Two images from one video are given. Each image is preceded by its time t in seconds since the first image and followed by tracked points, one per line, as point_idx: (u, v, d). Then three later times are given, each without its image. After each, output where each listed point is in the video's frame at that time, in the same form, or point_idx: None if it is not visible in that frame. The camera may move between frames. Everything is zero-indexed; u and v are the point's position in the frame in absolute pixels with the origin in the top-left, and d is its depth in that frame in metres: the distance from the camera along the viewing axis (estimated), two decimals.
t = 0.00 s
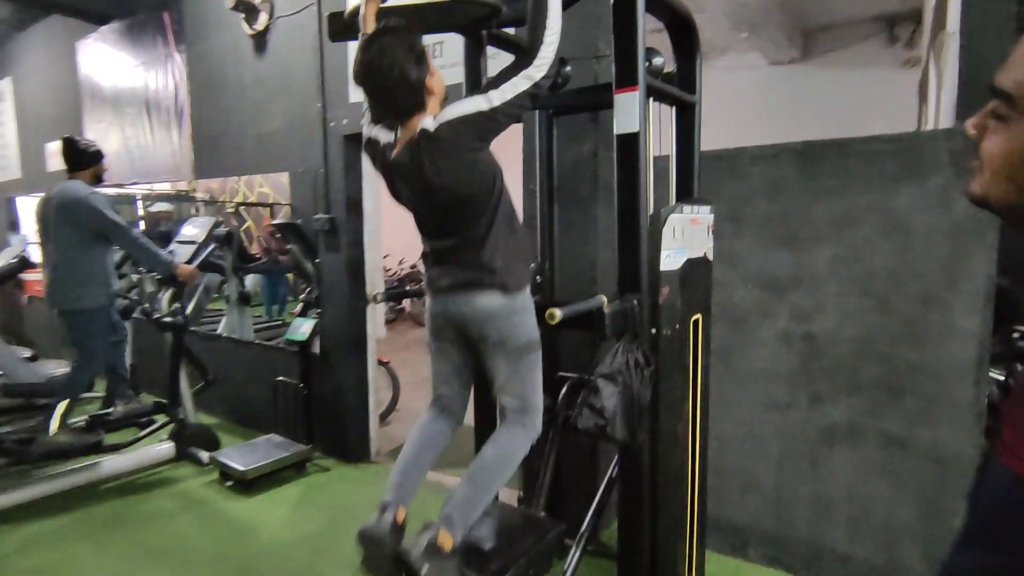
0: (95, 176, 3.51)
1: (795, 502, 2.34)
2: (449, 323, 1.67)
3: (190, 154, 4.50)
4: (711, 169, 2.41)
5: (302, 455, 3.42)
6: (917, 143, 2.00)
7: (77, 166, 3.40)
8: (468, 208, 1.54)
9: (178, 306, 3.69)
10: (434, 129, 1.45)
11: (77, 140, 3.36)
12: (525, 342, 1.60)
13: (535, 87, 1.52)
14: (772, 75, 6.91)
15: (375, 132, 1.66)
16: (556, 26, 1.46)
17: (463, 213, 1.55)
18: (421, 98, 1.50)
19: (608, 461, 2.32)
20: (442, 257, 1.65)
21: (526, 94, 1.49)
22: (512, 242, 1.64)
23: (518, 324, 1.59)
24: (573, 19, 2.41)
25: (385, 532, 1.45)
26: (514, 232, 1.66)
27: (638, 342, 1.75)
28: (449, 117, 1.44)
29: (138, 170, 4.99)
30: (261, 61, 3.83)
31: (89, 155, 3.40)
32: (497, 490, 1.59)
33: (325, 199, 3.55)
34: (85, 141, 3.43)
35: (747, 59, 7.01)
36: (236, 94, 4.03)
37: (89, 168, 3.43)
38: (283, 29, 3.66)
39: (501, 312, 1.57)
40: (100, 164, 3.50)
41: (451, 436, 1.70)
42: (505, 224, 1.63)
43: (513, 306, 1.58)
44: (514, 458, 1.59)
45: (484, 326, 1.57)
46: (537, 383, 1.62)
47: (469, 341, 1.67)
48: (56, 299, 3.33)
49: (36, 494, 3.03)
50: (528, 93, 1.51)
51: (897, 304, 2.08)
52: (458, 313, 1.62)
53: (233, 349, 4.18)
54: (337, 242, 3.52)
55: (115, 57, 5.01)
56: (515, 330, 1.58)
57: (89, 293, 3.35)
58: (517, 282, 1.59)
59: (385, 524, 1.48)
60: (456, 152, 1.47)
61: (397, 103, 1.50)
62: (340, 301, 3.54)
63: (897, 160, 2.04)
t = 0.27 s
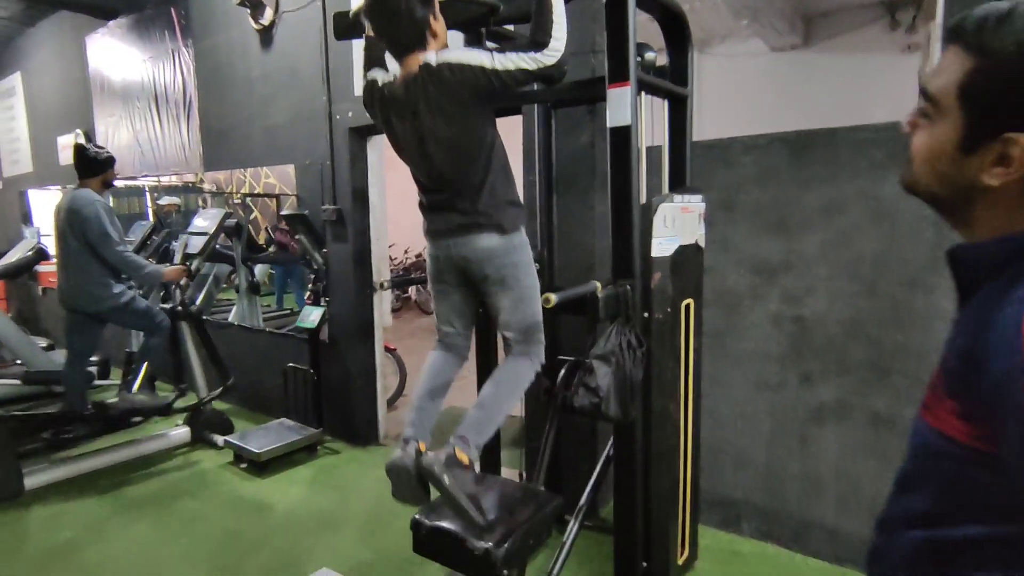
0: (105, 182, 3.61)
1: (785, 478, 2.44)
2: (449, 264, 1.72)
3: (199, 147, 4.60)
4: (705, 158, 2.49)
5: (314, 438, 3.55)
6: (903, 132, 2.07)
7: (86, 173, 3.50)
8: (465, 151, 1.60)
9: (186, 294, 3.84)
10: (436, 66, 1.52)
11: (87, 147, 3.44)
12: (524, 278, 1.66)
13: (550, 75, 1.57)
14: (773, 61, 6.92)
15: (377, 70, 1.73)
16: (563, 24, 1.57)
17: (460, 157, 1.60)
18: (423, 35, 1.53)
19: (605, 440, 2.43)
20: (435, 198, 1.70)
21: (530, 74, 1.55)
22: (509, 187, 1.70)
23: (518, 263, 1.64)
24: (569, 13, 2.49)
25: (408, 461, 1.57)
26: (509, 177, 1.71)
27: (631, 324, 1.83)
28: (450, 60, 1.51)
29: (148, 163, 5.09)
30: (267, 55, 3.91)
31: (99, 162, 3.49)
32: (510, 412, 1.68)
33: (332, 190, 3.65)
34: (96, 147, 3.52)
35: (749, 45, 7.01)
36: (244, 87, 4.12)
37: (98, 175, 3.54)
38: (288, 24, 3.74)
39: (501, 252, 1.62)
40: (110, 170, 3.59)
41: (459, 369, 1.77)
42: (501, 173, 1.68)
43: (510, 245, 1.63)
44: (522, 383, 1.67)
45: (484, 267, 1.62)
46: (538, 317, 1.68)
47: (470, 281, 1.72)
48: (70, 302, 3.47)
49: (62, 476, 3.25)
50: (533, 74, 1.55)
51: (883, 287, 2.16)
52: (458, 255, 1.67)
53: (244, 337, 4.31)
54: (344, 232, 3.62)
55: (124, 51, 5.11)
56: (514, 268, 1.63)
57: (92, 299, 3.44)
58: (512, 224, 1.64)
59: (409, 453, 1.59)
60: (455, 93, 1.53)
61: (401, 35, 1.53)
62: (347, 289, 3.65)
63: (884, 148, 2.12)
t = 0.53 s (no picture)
0: (118, 169, 3.66)
1: (785, 469, 2.49)
2: (451, 227, 1.78)
3: (205, 145, 4.65)
4: (705, 155, 2.53)
5: (323, 432, 3.61)
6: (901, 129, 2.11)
7: (100, 159, 3.55)
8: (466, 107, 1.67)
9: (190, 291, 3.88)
10: (446, 13, 1.61)
11: (100, 134, 3.50)
12: (524, 236, 1.72)
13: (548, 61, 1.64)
14: (776, 55, 6.93)
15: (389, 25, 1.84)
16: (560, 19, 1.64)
17: (460, 113, 1.67)
18: None
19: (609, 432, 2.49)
20: (434, 154, 1.76)
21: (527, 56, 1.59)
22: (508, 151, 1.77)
23: (517, 223, 1.71)
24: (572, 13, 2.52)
25: (413, 418, 1.60)
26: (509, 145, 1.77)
27: (634, 319, 1.89)
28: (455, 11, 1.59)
29: (154, 161, 5.15)
30: (272, 54, 3.95)
31: (112, 148, 3.55)
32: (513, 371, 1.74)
33: (338, 188, 3.69)
34: (109, 135, 3.57)
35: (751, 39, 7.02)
36: (249, 87, 4.16)
37: (112, 160, 3.59)
38: (293, 23, 3.78)
39: (501, 210, 1.69)
40: (122, 157, 3.65)
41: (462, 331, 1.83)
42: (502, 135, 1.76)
43: (510, 203, 1.70)
44: (527, 343, 1.72)
45: (484, 226, 1.69)
46: (538, 275, 1.74)
47: (470, 243, 1.78)
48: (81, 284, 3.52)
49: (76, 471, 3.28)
50: (529, 61, 1.60)
51: (881, 281, 2.20)
52: (459, 215, 1.73)
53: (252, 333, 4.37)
54: (350, 229, 3.67)
55: (130, 51, 5.15)
56: (514, 228, 1.70)
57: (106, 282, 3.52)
58: (512, 182, 1.71)
59: (412, 409, 1.62)
60: (461, 44, 1.61)
61: None
62: (353, 286, 3.70)
63: (882, 145, 2.15)
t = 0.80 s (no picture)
0: (132, 179, 3.68)
1: (795, 466, 2.50)
2: (456, 206, 1.79)
3: (211, 145, 4.67)
4: (713, 153, 2.53)
5: (332, 431, 3.63)
6: (909, 127, 2.12)
7: (113, 170, 3.57)
8: (474, 86, 1.68)
9: (209, 293, 3.89)
10: None
11: (112, 146, 3.51)
12: (527, 217, 1.73)
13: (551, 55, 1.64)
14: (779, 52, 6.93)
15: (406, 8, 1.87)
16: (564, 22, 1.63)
17: (468, 92, 1.68)
18: None
19: (618, 430, 2.51)
20: (441, 132, 1.76)
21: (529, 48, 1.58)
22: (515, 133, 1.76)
23: (521, 203, 1.72)
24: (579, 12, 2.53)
25: (409, 398, 1.61)
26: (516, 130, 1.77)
27: (644, 317, 1.89)
28: None
29: (160, 162, 5.16)
30: (278, 55, 3.96)
31: (125, 159, 3.57)
32: (513, 352, 1.73)
33: (345, 188, 3.71)
34: (121, 145, 3.59)
35: (754, 36, 7.02)
36: (255, 87, 4.18)
37: (126, 172, 3.61)
38: (299, 24, 3.79)
39: (506, 188, 1.70)
40: (135, 168, 3.66)
41: (464, 316, 1.83)
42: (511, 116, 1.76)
43: (514, 181, 1.71)
44: (527, 325, 1.72)
45: (487, 204, 1.69)
46: (541, 257, 1.74)
47: (475, 223, 1.80)
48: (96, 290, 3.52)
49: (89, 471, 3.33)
50: (528, 53, 1.59)
51: (890, 278, 2.21)
52: (464, 193, 1.74)
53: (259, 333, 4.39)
54: (357, 229, 3.69)
55: (135, 52, 5.17)
56: (517, 208, 1.71)
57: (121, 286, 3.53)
58: (518, 161, 1.72)
59: (410, 389, 1.64)
60: (474, 23, 1.62)
61: None
62: (361, 285, 3.72)
63: (890, 142, 2.16)
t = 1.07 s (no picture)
0: (136, 178, 3.69)
1: (804, 462, 2.51)
2: (465, 222, 1.79)
3: (217, 146, 4.69)
4: (720, 151, 2.54)
5: (340, 429, 3.65)
6: (917, 122, 2.12)
7: (119, 169, 3.58)
8: (487, 103, 1.68)
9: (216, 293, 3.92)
10: (477, 13, 1.63)
11: (120, 145, 3.53)
12: (534, 238, 1.72)
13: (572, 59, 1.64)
14: (782, 49, 6.93)
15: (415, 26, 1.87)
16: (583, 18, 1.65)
17: (481, 109, 1.69)
18: None
19: (627, 426, 2.52)
20: (454, 147, 1.78)
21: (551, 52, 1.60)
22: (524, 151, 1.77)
23: (528, 223, 1.71)
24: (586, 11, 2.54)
25: (405, 415, 1.59)
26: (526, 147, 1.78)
27: (655, 314, 1.90)
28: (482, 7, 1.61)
29: (167, 163, 5.19)
30: (284, 56, 3.98)
31: (131, 157, 3.58)
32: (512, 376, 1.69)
33: (352, 187, 3.72)
34: (128, 144, 3.60)
35: (757, 33, 7.02)
36: (261, 88, 4.20)
37: (132, 170, 3.62)
38: (305, 24, 3.81)
39: (514, 206, 1.69)
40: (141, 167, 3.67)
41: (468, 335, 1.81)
42: (522, 134, 1.77)
43: (523, 201, 1.70)
44: (526, 348, 1.70)
45: (495, 221, 1.69)
46: (546, 279, 1.72)
47: (483, 240, 1.79)
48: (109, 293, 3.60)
49: (101, 468, 3.37)
50: (556, 55, 1.61)
51: (899, 274, 2.22)
52: (472, 210, 1.74)
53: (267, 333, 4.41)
54: (364, 228, 3.70)
55: (141, 54, 5.20)
56: (524, 227, 1.70)
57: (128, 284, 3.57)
58: (527, 181, 1.73)
59: (406, 408, 1.60)
60: (490, 44, 1.63)
61: None
62: (368, 284, 3.74)
63: (898, 139, 2.16)
